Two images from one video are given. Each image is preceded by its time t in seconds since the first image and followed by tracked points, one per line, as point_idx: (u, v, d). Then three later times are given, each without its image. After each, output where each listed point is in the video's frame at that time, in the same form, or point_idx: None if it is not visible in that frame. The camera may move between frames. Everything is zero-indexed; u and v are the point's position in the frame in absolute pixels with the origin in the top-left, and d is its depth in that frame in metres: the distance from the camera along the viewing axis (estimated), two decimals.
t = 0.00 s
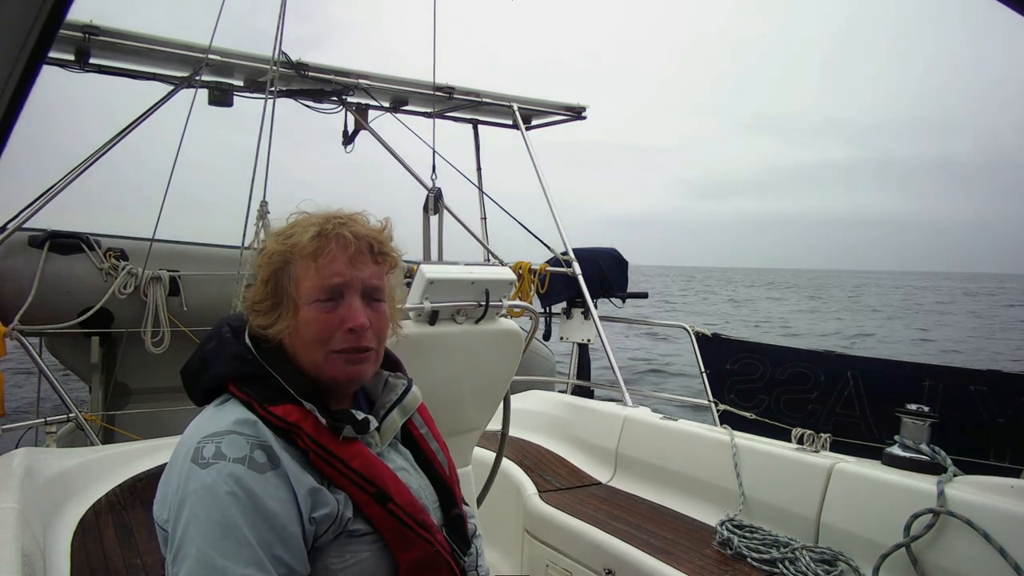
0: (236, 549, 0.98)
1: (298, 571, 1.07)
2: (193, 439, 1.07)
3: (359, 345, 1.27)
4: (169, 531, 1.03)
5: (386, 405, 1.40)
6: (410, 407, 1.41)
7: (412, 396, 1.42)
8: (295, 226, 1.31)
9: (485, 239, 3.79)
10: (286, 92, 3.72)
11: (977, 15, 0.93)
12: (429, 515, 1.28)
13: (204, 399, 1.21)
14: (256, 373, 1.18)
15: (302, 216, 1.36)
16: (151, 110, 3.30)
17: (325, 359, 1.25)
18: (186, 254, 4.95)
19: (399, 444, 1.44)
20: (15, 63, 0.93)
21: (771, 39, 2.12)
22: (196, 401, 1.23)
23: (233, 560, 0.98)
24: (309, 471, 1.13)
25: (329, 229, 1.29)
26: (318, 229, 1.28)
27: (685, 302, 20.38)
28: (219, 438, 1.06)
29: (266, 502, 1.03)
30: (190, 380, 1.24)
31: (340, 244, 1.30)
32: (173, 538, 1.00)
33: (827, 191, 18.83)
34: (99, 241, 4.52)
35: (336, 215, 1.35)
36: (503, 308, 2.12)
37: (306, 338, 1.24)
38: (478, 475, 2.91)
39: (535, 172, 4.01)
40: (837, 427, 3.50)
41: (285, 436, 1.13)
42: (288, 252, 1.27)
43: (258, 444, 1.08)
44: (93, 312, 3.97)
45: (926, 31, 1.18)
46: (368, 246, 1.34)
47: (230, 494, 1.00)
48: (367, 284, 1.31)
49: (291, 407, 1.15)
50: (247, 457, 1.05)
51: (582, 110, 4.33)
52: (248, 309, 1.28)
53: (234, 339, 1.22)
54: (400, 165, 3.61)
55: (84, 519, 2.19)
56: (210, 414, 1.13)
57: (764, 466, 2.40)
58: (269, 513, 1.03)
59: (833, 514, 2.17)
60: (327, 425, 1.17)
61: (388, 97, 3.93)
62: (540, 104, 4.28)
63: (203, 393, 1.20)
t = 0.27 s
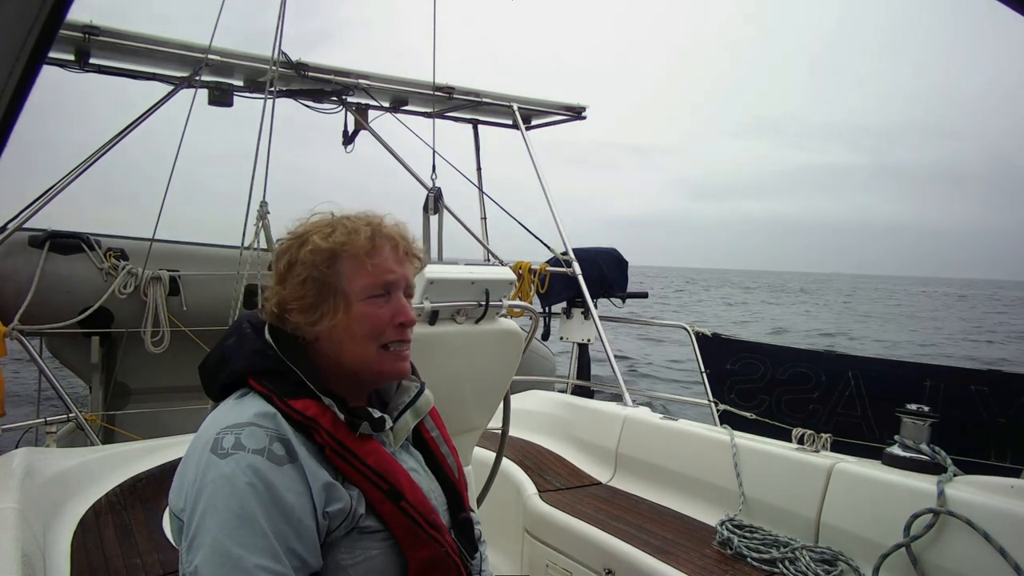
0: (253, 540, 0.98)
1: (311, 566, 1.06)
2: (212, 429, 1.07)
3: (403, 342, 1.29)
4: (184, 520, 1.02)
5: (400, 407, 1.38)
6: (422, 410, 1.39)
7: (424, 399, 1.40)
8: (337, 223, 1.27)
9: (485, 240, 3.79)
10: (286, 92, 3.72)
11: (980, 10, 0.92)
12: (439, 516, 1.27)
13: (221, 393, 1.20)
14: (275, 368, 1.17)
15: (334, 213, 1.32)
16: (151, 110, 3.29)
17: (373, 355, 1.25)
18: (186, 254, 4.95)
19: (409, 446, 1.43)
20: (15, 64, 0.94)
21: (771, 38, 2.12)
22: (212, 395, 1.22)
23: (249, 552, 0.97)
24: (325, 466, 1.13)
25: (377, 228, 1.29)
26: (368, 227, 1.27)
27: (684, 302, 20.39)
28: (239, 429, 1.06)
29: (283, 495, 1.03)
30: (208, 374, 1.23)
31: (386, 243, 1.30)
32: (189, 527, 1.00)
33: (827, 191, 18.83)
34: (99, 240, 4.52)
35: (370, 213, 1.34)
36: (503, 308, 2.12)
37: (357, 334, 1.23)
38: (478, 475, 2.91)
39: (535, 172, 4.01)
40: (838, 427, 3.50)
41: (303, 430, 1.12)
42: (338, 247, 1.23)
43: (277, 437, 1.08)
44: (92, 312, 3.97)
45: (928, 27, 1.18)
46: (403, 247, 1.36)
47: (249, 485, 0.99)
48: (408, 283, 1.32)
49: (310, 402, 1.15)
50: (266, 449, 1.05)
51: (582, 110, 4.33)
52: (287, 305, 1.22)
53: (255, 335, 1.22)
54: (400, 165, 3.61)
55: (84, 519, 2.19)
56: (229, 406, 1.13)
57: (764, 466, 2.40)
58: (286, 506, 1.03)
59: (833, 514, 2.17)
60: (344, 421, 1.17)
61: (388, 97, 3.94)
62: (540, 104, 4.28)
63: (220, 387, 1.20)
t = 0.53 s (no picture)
0: (274, 517, 0.98)
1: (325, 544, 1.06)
2: (233, 410, 1.07)
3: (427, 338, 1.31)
4: (202, 496, 1.02)
5: (407, 401, 1.37)
6: (429, 407, 1.39)
7: (431, 397, 1.40)
8: (362, 222, 1.26)
9: (485, 239, 3.79)
10: (286, 92, 3.72)
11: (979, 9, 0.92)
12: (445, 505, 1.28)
13: (238, 386, 1.18)
14: (294, 355, 1.17)
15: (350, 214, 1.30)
16: (151, 110, 3.29)
17: (404, 351, 1.26)
18: (186, 254, 4.94)
19: (416, 439, 1.43)
20: (15, 63, 0.94)
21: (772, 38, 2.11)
22: (227, 389, 1.20)
23: (270, 529, 0.97)
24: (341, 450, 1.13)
25: (401, 228, 1.30)
26: (395, 227, 1.27)
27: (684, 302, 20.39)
28: (261, 411, 1.06)
29: (303, 474, 1.03)
30: (224, 370, 1.21)
31: (410, 243, 1.31)
32: (209, 504, 0.99)
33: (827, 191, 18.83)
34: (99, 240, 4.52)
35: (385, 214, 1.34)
36: (503, 308, 2.12)
37: (392, 331, 1.24)
38: (478, 475, 2.91)
39: (534, 172, 4.01)
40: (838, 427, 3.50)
41: (321, 415, 1.13)
42: (374, 246, 1.22)
43: (297, 420, 1.08)
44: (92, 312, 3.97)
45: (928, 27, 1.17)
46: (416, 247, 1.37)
47: (271, 464, 0.99)
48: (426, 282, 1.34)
49: (329, 387, 1.16)
50: (287, 430, 1.05)
51: (582, 110, 4.33)
52: (322, 303, 1.19)
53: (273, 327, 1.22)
54: (400, 165, 3.61)
55: (84, 519, 2.19)
56: (248, 390, 1.12)
57: (764, 466, 2.40)
58: (306, 486, 1.03)
59: (833, 514, 2.17)
60: (361, 407, 1.19)
61: (388, 97, 3.93)
62: (540, 104, 4.27)
63: (239, 378, 1.17)
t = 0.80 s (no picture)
0: (289, 498, 0.98)
1: (335, 529, 1.06)
2: (247, 397, 1.07)
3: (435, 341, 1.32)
4: (215, 480, 1.02)
5: (411, 399, 1.36)
6: (432, 407, 1.38)
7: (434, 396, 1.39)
8: (380, 225, 1.27)
9: (485, 240, 3.79)
10: (286, 92, 3.72)
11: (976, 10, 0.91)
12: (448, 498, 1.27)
13: (249, 377, 1.18)
14: (307, 345, 1.19)
15: (365, 217, 1.31)
16: (151, 110, 3.29)
17: (416, 351, 1.26)
18: (185, 254, 4.93)
19: (417, 436, 1.43)
20: (15, 63, 0.94)
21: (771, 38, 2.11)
22: (238, 381, 1.21)
23: (285, 509, 0.97)
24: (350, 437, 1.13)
25: (416, 233, 1.31)
26: (412, 233, 1.29)
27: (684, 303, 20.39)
28: (275, 396, 1.06)
29: (317, 457, 1.03)
30: (235, 363, 1.21)
31: (424, 248, 1.32)
32: (223, 486, 0.99)
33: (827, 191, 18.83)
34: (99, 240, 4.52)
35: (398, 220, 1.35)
36: (503, 308, 2.12)
37: (407, 331, 1.24)
38: (478, 475, 2.91)
39: (534, 172, 4.01)
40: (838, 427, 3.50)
41: (332, 402, 1.13)
42: (394, 247, 1.23)
43: (310, 406, 1.08)
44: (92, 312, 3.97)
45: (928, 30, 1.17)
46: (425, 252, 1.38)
47: (286, 446, 1.00)
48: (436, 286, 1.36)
49: (340, 375, 1.17)
50: (301, 414, 1.05)
51: (582, 110, 4.33)
52: (341, 300, 1.19)
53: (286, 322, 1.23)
54: (400, 165, 3.61)
55: (84, 519, 2.19)
56: (262, 378, 1.13)
57: (764, 466, 2.40)
58: (319, 469, 1.03)
59: (833, 514, 2.17)
60: (370, 397, 1.20)
61: (388, 97, 3.93)
62: (540, 104, 4.27)
63: (249, 370, 1.18)
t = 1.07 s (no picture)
0: (288, 485, 0.98)
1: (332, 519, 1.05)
2: (246, 390, 1.07)
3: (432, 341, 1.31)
4: (213, 472, 1.01)
5: (408, 397, 1.37)
6: (428, 406, 1.39)
7: (430, 396, 1.40)
8: (380, 227, 1.28)
9: (485, 240, 3.79)
10: (286, 92, 3.72)
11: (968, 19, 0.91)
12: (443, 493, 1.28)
13: (247, 374, 1.18)
14: (306, 341, 1.19)
15: (366, 219, 1.32)
16: (151, 110, 3.29)
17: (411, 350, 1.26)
18: (184, 254, 4.88)
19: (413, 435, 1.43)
20: (15, 64, 0.93)
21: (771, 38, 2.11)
22: (237, 379, 1.20)
23: (284, 496, 0.97)
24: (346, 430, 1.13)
25: (414, 234, 1.31)
26: (410, 234, 1.30)
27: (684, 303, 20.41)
28: (274, 389, 1.06)
29: (315, 447, 1.03)
30: (234, 362, 1.21)
31: (422, 249, 1.32)
32: (221, 475, 0.98)
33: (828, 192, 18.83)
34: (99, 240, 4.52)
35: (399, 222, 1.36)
36: (503, 308, 2.12)
37: (401, 329, 1.24)
38: (477, 475, 2.92)
39: (534, 173, 4.01)
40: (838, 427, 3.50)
41: (329, 396, 1.14)
42: (392, 248, 1.24)
43: (309, 398, 1.08)
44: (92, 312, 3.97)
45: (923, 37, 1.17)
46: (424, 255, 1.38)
47: (285, 436, 1.00)
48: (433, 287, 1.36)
49: (337, 369, 1.18)
50: (300, 406, 1.05)
51: (582, 110, 4.33)
52: (341, 297, 1.20)
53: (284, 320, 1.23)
54: (400, 165, 3.61)
55: (84, 519, 2.19)
56: (260, 373, 1.13)
57: (764, 466, 2.40)
58: (317, 459, 1.03)
59: (833, 514, 2.17)
60: (368, 391, 1.20)
61: (388, 97, 3.93)
62: (540, 104, 4.27)
63: (249, 367, 1.17)
